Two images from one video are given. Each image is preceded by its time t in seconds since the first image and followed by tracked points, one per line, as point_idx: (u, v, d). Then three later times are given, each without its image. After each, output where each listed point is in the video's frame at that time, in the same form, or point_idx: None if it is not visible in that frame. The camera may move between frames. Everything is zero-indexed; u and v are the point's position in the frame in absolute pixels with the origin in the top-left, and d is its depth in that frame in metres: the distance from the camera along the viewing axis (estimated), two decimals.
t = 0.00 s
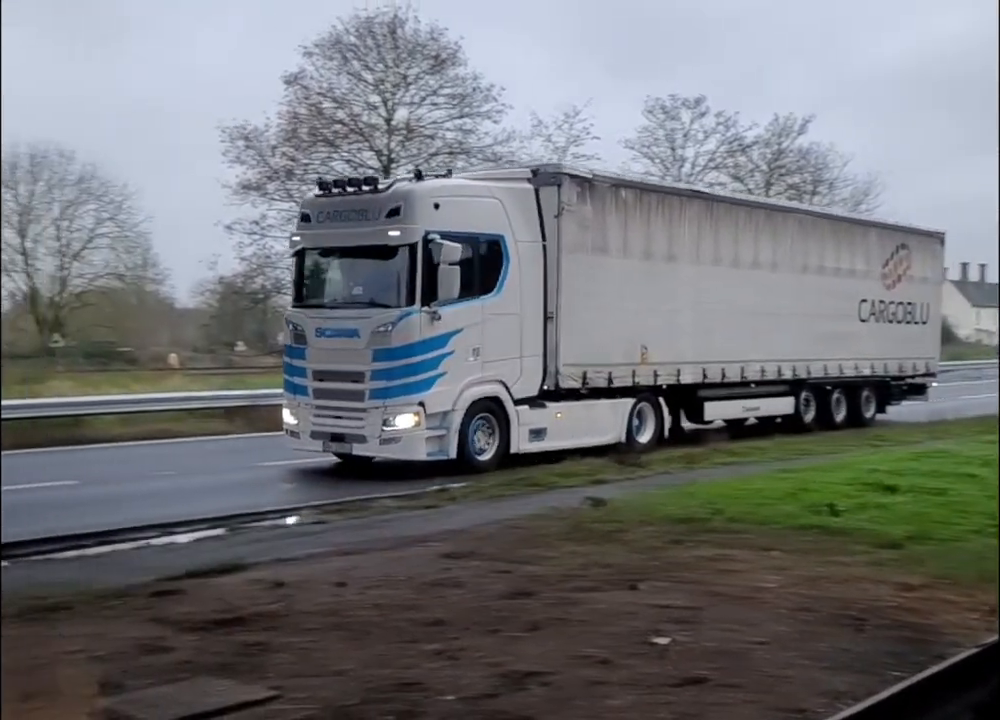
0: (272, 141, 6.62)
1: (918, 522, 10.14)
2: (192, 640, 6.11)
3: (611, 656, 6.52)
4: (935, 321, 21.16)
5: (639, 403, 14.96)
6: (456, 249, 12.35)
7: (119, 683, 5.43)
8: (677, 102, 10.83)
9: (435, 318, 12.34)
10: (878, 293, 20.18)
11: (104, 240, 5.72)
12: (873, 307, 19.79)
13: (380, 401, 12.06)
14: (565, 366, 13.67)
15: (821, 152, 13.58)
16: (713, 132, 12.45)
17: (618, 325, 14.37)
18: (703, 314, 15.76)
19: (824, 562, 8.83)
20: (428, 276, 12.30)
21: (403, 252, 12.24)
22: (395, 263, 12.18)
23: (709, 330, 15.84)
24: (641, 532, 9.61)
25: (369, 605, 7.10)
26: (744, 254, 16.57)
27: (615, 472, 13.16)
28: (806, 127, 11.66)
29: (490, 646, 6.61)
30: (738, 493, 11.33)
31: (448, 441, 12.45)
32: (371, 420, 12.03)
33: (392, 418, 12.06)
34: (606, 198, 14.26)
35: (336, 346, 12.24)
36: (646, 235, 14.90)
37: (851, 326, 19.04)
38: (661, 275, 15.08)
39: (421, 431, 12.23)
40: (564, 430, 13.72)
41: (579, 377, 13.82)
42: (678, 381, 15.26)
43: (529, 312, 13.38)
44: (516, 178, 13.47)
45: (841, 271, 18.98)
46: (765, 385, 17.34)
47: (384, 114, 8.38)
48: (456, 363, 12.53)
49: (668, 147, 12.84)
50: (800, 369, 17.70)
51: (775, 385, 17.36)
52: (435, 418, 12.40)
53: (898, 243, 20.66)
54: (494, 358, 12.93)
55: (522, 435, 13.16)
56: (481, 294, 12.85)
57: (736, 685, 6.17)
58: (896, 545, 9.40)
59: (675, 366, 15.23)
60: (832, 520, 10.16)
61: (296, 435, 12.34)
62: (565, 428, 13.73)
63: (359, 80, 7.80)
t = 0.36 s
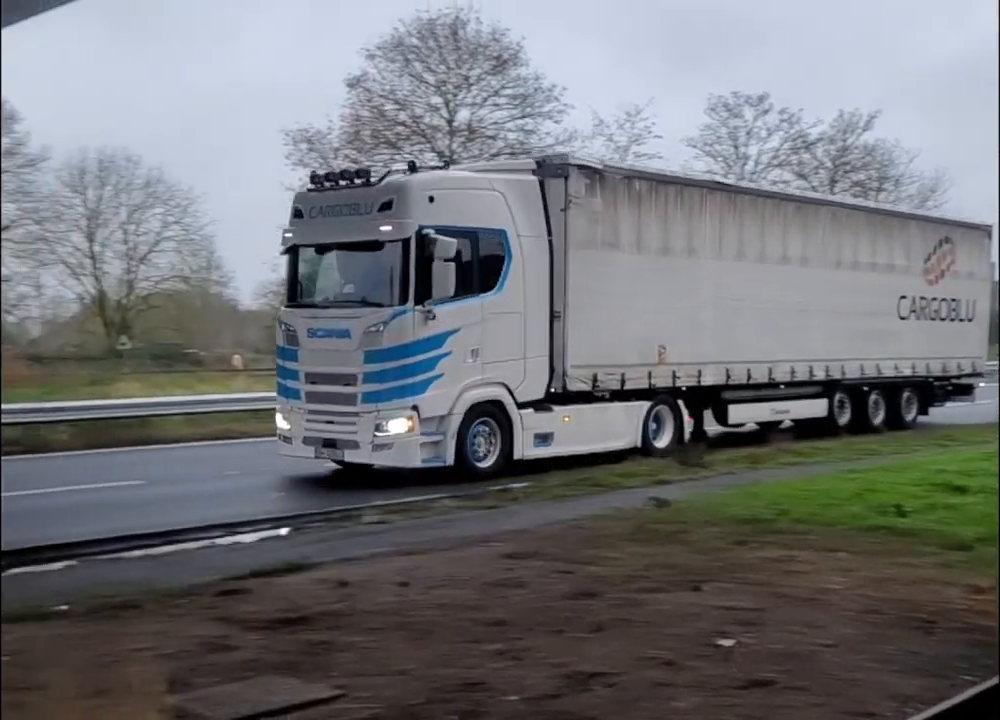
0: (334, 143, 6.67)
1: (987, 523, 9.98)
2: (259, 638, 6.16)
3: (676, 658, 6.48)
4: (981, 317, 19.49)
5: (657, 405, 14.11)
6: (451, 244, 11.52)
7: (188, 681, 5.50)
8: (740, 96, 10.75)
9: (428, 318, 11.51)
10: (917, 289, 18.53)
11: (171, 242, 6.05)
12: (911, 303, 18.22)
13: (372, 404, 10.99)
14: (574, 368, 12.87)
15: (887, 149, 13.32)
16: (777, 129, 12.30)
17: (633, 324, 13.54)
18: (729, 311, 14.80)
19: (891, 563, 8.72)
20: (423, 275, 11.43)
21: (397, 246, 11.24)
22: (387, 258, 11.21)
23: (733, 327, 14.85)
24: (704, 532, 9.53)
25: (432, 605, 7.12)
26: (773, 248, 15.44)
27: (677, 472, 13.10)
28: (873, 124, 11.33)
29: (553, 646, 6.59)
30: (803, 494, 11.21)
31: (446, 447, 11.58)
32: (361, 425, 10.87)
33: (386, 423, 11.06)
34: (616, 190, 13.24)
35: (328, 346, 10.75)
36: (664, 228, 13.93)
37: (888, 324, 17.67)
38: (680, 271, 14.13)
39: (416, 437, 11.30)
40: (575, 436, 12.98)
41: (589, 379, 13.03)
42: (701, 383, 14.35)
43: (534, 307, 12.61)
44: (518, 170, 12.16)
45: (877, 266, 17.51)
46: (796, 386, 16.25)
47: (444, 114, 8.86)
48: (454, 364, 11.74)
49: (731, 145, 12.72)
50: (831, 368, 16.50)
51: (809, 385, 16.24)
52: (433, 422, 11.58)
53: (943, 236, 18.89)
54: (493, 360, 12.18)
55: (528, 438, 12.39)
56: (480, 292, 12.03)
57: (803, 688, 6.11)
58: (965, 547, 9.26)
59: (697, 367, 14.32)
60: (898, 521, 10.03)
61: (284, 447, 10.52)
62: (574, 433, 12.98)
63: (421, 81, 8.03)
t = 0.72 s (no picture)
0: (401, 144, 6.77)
1: None
2: (327, 637, 6.21)
3: (745, 660, 6.41)
4: None
5: (674, 409, 13.45)
6: (443, 239, 11.19)
7: (259, 678, 5.56)
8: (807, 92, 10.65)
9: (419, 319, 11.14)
10: (965, 283, 15.90)
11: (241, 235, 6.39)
12: (958, 297, 15.85)
13: (360, 409, 10.99)
14: (582, 370, 12.33)
15: (961, 146, 13.05)
16: (847, 126, 12.13)
17: (648, 326, 12.92)
18: (748, 311, 13.93)
19: (967, 565, 8.55)
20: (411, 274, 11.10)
21: (386, 241, 11.08)
22: (376, 253, 11.08)
23: (757, 328, 14.06)
24: (775, 534, 9.44)
25: (500, 605, 7.13)
26: (802, 242, 14.65)
27: (746, 472, 12.98)
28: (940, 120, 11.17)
29: (621, 648, 6.56)
30: (875, 495, 11.04)
31: (440, 455, 11.34)
32: (351, 432, 11.01)
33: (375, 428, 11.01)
34: (627, 184, 12.72)
35: (317, 348, 11.24)
36: (680, 223, 13.29)
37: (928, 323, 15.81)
38: (698, 268, 13.45)
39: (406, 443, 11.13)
40: (579, 442, 12.44)
41: (598, 381, 12.48)
42: (722, 384, 13.66)
43: (537, 302, 12.09)
44: (522, 163, 12.11)
45: (917, 260, 15.54)
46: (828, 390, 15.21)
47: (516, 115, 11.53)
48: (446, 368, 11.35)
49: (800, 142, 12.57)
50: (866, 371, 15.35)
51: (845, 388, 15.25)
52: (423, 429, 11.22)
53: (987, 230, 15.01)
54: (490, 361, 11.70)
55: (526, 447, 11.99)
56: (477, 289, 11.61)
57: (875, 692, 6.01)
58: None
59: (719, 367, 13.63)
60: (975, 523, 9.84)
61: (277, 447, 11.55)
62: (578, 439, 12.46)
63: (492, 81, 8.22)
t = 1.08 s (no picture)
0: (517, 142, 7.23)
1: None
2: (403, 637, 6.23)
3: (825, 663, 6.32)
4: None
5: (694, 413, 12.92)
6: (435, 236, 10.58)
7: (336, 678, 5.59)
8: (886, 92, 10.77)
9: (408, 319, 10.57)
10: None
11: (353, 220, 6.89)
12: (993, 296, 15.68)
13: (350, 415, 10.48)
14: (589, 373, 11.80)
15: None
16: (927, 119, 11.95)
17: (666, 323, 12.42)
18: (777, 308, 13.43)
19: None
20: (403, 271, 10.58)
21: (376, 236, 10.55)
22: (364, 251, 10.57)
23: (785, 326, 13.51)
24: (854, 535, 9.29)
25: (575, 606, 7.11)
26: (834, 235, 14.17)
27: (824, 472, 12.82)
28: None
29: (698, 649, 6.50)
30: (957, 495, 10.80)
31: (434, 463, 10.77)
32: (339, 439, 10.52)
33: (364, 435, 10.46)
34: (640, 178, 12.20)
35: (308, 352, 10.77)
36: (700, 217, 12.76)
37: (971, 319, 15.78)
38: (718, 266, 12.91)
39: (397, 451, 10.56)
40: (590, 448, 11.86)
41: (607, 384, 11.94)
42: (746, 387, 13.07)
43: (539, 301, 11.52)
44: (525, 155, 11.78)
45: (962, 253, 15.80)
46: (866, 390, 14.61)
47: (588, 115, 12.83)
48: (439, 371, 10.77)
49: (878, 137, 12.44)
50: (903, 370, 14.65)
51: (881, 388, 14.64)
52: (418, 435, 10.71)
53: None
54: (490, 362, 11.13)
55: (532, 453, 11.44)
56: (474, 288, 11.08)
57: (961, 697, 5.88)
58: None
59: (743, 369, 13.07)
60: None
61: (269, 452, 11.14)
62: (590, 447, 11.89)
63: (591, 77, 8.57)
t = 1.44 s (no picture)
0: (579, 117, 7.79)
1: None
2: (475, 637, 6.25)
3: (904, 666, 6.19)
4: None
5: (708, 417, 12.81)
6: (419, 233, 10.61)
7: (407, 677, 5.62)
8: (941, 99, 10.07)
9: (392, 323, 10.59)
10: None
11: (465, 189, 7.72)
12: None
13: (334, 420, 10.50)
14: (593, 375, 11.76)
15: None
16: None
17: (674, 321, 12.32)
18: (800, 305, 12.77)
19: None
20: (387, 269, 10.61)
21: (359, 231, 10.60)
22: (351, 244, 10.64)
23: (808, 324, 12.88)
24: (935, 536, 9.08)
25: (646, 606, 7.09)
26: (863, 228, 12.57)
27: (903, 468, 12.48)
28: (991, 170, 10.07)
29: (774, 652, 6.42)
30: None
31: (423, 472, 10.74)
32: (325, 446, 10.51)
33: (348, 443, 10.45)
34: (648, 171, 12.11)
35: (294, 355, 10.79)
36: (712, 212, 12.54)
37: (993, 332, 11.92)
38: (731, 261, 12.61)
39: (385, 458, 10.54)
40: (594, 453, 11.90)
41: (613, 386, 11.86)
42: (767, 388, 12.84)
43: (538, 300, 11.55)
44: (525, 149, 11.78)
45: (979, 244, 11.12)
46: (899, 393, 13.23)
47: (655, 112, 11.06)
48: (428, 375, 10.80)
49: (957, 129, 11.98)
50: (944, 369, 12.75)
51: (921, 390, 13.09)
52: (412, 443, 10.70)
53: None
54: (481, 365, 11.12)
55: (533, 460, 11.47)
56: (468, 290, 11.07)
57: None
58: None
59: (762, 370, 12.83)
60: None
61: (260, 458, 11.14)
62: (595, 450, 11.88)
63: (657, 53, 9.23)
